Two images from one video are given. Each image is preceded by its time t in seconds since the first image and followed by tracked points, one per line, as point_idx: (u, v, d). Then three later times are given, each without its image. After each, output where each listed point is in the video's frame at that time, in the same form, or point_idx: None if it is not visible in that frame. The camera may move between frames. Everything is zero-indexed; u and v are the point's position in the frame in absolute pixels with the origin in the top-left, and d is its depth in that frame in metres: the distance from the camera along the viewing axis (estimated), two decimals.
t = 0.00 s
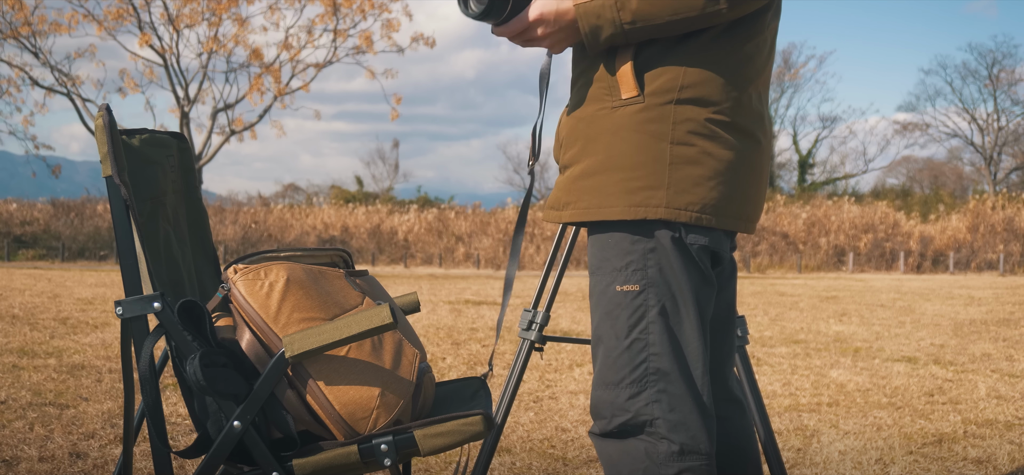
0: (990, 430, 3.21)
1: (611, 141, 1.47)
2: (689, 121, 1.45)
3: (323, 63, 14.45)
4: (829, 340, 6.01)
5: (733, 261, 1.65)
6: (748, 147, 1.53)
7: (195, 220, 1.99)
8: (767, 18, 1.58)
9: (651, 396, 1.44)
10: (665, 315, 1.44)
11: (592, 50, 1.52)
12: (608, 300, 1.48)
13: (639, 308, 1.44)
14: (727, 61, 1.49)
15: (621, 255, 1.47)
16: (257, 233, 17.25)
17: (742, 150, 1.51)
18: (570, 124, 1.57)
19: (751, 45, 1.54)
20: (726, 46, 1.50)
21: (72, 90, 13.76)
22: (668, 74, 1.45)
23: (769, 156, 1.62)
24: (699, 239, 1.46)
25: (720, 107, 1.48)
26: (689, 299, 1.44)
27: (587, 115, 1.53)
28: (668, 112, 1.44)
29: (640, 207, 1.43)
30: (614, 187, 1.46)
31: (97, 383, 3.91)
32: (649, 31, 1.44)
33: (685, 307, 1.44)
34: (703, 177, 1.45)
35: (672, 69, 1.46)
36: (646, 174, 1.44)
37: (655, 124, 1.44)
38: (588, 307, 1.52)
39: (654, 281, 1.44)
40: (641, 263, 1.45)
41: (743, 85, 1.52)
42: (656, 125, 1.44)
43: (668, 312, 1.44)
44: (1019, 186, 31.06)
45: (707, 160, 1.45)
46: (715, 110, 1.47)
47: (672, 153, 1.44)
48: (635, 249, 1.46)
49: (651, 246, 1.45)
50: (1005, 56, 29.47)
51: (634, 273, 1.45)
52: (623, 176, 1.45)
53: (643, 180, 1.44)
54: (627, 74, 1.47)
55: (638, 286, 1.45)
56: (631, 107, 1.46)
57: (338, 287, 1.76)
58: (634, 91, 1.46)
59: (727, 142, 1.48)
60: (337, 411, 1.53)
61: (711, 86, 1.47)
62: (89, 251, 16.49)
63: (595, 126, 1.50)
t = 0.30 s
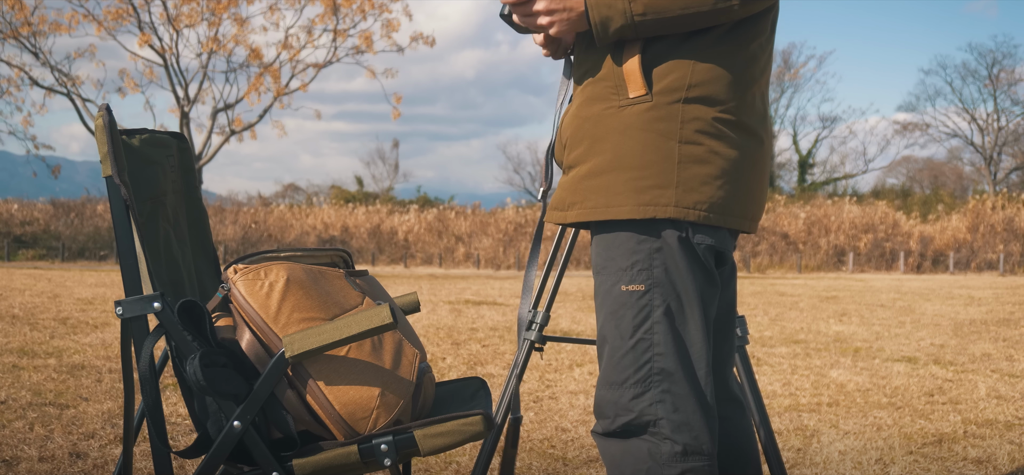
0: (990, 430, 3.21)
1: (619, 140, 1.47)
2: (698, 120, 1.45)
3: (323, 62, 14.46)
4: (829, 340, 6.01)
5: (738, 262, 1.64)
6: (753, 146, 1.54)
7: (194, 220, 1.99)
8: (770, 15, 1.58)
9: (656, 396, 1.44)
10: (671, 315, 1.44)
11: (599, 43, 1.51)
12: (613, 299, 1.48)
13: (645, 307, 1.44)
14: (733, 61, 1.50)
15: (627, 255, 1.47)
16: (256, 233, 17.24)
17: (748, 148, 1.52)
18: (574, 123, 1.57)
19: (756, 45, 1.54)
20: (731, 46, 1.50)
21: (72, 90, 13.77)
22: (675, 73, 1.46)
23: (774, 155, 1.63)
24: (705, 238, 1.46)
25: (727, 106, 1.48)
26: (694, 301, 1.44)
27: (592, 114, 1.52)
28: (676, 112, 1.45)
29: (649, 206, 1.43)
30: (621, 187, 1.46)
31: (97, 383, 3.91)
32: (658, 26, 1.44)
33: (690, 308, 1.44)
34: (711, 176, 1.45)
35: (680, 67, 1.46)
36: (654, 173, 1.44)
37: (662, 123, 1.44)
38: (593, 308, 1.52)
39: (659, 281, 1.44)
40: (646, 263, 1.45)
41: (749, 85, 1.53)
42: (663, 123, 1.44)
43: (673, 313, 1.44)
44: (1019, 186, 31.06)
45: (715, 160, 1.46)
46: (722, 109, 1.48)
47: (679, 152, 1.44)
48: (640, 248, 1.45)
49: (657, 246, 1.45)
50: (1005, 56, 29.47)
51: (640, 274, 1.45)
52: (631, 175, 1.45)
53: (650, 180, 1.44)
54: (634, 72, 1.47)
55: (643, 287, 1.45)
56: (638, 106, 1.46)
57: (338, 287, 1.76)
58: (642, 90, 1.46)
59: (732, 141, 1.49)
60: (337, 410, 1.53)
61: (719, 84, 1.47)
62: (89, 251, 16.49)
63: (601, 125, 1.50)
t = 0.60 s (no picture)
0: (990, 430, 3.21)
1: (617, 140, 1.47)
2: (695, 119, 1.45)
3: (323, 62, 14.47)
4: (829, 340, 6.01)
5: (736, 262, 1.64)
6: (752, 144, 1.54)
7: (195, 220, 1.99)
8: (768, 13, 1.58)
9: (654, 396, 1.44)
10: (669, 315, 1.44)
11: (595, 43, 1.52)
12: (611, 298, 1.48)
13: (643, 308, 1.44)
14: (730, 60, 1.50)
15: (625, 254, 1.47)
16: (257, 233, 17.25)
17: (745, 148, 1.52)
18: (571, 123, 1.57)
19: (754, 43, 1.54)
20: (728, 45, 1.50)
21: (72, 90, 13.78)
22: (673, 72, 1.46)
23: (773, 155, 1.62)
24: (702, 238, 1.46)
25: (725, 104, 1.48)
26: (692, 301, 1.44)
27: (591, 114, 1.52)
28: (674, 111, 1.45)
29: (646, 206, 1.43)
30: (619, 186, 1.46)
31: (97, 383, 3.91)
32: (651, 26, 1.44)
33: (688, 309, 1.44)
34: (709, 176, 1.45)
35: (677, 67, 1.46)
36: (652, 173, 1.44)
37: (660, 123, 1.44)
38: (591, 307, 1.53)
39: (657, 281, 1.44)
40: (644, 263, 1.45)
41: (748, 84, 1.52)
42: (661, 123, 1.44)
43: (671, 313, 1.44)
44: (1019, 185, 31.07)
45: (713, 159, 1.46)
46: (720, 108, 1.48)
47: (677, 151, 1.44)
48: (638, 248, 1.45)
49: (655, 246, 1.44)
50: (1005, 56, 29.47)
51: (638, 273, 1.45)
52: (629, 175, 1.45)
53: (649, 180, 1.44)
54: (631, 72, 1.47)
55: (641, 286, 1.45)
56: (636, 105, 1.46)
57: (338, 287, 1.76)
58: (639, 90, 1.46)
59: (730, 140, 1.48)
60: (337, 410, 1.53)
61: (716, 84, 1.47)
62: (89, 251, 16.49)
63: (599, 125, 1.50)
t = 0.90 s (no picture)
0: (990, 430, 3.21)
1: (615, 141, 1.47)
2: (694, 120, 1.45)
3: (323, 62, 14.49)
4: (829, 340, 6.01)
5: (736, 261, 1.64)
6: (752, 143, 1.54)
7: (194, 220, 1.99)
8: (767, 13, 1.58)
9: (654, 396, 1.44)
10: (668, 315, 1.44)
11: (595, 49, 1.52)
12: (610, 299, 1.48)
13: (642, 308, 1.44)
14: (730, 61, 1.50)
15: (625, 255, 1.47)
16: (257, 233, 17.25)
17: (745, 147, 1.51)
18: (570, 124, 1.57)
19: (753, 43, 1.54)
20: (727, 46, 1.50)
21: (72, 90, 13.80)
22: (672, 73, 1.46)
23: (773, 154, 1.62)
24: (702, 239, 1.45)
25: (723, 105, 1.48)
26: (692, 301, 1.44)
27: (590, 116, 1.52)
28: (673, 112, 1.44)
29: (644, 207, 1.43)
30: (618, 188, 1.46)
31: (97, 383, 3.91)
32: (651, 31, 1.44)
33: (688, 310, 1.44)
34: (709, 176, 1.45)
35: (677, 69, 1.46)
36: (651, 174, 1.44)
37: (658, 124, 1.44)
38: (591, 308, 1.53)
39: (657, 281, 1.44)
40: (644, 263, 1.45)
41: (747, 85, 1.53)
42: (659, 124, 1.44)
43: (670, 313, 1.44)
44: (1019, 186, 31.07)
45: (713, 159, 1.46)
46: (719, 108, 1.48)
47: (676, 152, 1.44)
48: (637, 248, 1.45)
49: (654, 247, 1.45)
50: (1005, 56, 29.49)
51: (637, 274, 1.45)
52: (628, 176, 1.45)
53: (649, 180, 1.44)
54: (631, 75, 1.47)
55: (640, 287, 1.45)
56: (634, 107, 1.46)
57: (338, 287, 1.76)
58: (637, 91, 1.46)
59: (731, 140, 1.48)
60: (337, 410, 1.53)
61: (714, 84, 1.47)
62: (88, 251, 16.48)
63: (599, 127, 1.50)
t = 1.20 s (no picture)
0: (990, 430, 3.21)
1: (615, 142, 1.47)
2: (694, 119, 1.45)
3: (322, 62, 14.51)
4: (829, 340, 6.01)
5: (736, 261, 1.64)
6: (752, 141, 1.54)
7: (194, 221, 1.99)
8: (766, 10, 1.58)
9: (654, 398, 1.44)
10: (669, 316, 1.44)
11: (591, 43, 1.51)
12: (610, 300, 1.48)
13: (642, 309, 1.44)
14: (728, 59, 1.50)
15: (624, 256, 1.47)
16: (257, 233, 17.24)
17: (746, 145, 1.51)
18: (568, 124, 1.57)
19: (752, 42, 1.54)
20: (726, 44, 1.50)
21: (72, 90, 13.81)
22: (672, 72, 1.46)
23: (773, 151, 1.63)
24: (703, 239, 1.46)
25: (723, 104, 1.48)
26: (692, 301, 1.44)
27: (588, 116, 1.52)
28: (672, 111, 1.44)
29: (645, 208, 1.43)
30: (619, 189, 1.46)
31: (98, 382, 3.91)
32: (649, 27, 1.44)
33: (689, 311, 1.44)
34: (709, 176, 1.45)
35: (676, 67, 1.46)
36: (652, 174, 1.44)
37: (658, 123, 1.44)
38: (592, 309, 1.53)
39: (657, 282, 1.44)
40: (644, 264, 1.45)
41: (746, 84, 1.53)
42: (659, 124, 1.44)
43: (671, 314, 1.44)
44: (1018, 186, 31.07)
45: (713, 158, 1.46)
46: (719, 107, 1.48)
47: (677, 153, 1.44)
48: (638, 249, 1.45)
49: (655, 248, 1.44)
50: (1005, 56, 29.48)
51: (637, 275, 1.45)
52: (628, 177, 1.45)
53: (649, 181, 1.44)
54: (629, 74, 1.47)
55: (641, 288, 1.45)
56: (634, 106, 1.46)
57: (338, 287, 1.76)
58: (636, 91, 1.46)
59: (730, 139, 1.48)
60: (337, 410, 1.53)
61: (714, 83, 1.47)
62: (88, 251, 16.48)
63: (598, 127, 1.50)
